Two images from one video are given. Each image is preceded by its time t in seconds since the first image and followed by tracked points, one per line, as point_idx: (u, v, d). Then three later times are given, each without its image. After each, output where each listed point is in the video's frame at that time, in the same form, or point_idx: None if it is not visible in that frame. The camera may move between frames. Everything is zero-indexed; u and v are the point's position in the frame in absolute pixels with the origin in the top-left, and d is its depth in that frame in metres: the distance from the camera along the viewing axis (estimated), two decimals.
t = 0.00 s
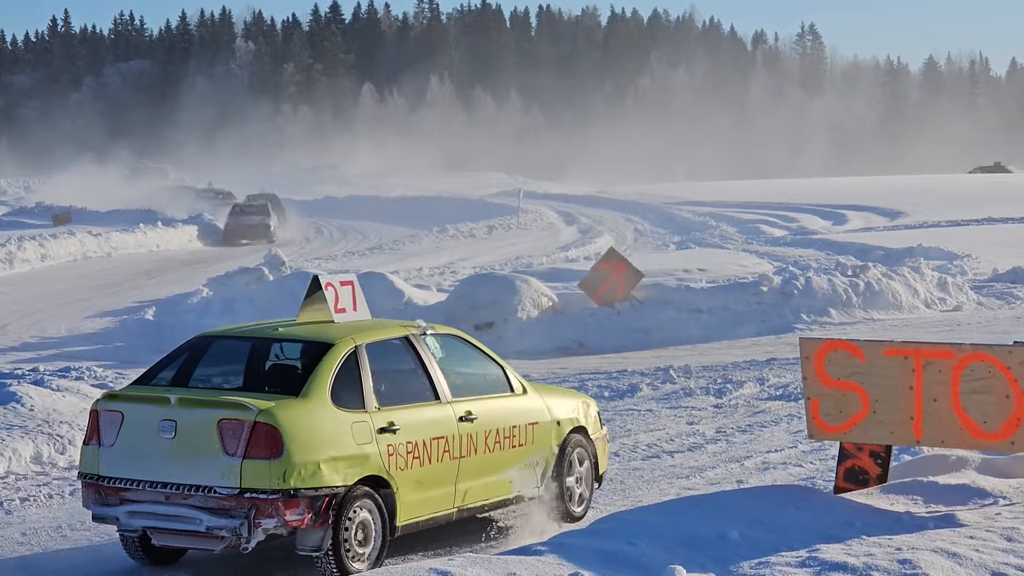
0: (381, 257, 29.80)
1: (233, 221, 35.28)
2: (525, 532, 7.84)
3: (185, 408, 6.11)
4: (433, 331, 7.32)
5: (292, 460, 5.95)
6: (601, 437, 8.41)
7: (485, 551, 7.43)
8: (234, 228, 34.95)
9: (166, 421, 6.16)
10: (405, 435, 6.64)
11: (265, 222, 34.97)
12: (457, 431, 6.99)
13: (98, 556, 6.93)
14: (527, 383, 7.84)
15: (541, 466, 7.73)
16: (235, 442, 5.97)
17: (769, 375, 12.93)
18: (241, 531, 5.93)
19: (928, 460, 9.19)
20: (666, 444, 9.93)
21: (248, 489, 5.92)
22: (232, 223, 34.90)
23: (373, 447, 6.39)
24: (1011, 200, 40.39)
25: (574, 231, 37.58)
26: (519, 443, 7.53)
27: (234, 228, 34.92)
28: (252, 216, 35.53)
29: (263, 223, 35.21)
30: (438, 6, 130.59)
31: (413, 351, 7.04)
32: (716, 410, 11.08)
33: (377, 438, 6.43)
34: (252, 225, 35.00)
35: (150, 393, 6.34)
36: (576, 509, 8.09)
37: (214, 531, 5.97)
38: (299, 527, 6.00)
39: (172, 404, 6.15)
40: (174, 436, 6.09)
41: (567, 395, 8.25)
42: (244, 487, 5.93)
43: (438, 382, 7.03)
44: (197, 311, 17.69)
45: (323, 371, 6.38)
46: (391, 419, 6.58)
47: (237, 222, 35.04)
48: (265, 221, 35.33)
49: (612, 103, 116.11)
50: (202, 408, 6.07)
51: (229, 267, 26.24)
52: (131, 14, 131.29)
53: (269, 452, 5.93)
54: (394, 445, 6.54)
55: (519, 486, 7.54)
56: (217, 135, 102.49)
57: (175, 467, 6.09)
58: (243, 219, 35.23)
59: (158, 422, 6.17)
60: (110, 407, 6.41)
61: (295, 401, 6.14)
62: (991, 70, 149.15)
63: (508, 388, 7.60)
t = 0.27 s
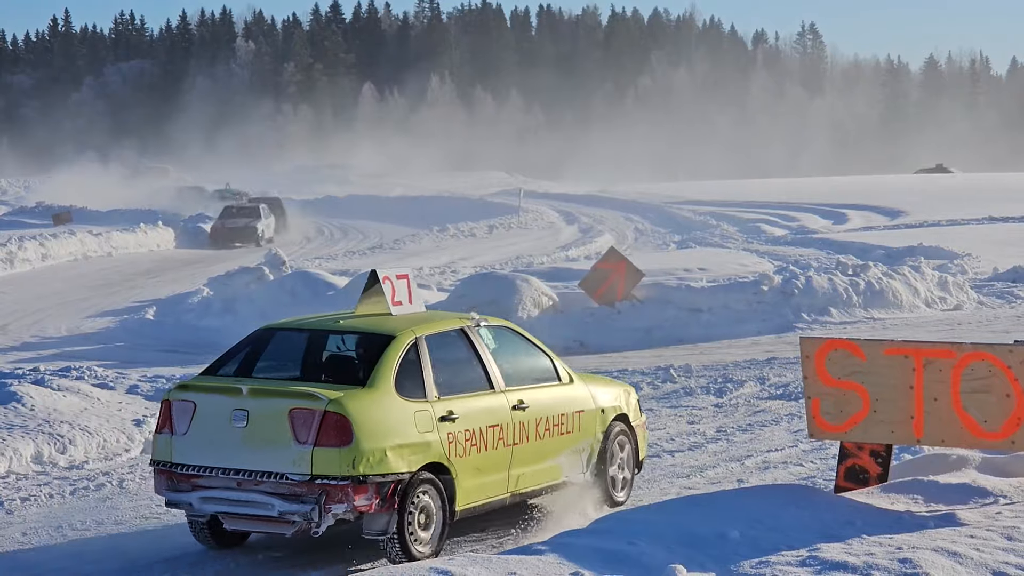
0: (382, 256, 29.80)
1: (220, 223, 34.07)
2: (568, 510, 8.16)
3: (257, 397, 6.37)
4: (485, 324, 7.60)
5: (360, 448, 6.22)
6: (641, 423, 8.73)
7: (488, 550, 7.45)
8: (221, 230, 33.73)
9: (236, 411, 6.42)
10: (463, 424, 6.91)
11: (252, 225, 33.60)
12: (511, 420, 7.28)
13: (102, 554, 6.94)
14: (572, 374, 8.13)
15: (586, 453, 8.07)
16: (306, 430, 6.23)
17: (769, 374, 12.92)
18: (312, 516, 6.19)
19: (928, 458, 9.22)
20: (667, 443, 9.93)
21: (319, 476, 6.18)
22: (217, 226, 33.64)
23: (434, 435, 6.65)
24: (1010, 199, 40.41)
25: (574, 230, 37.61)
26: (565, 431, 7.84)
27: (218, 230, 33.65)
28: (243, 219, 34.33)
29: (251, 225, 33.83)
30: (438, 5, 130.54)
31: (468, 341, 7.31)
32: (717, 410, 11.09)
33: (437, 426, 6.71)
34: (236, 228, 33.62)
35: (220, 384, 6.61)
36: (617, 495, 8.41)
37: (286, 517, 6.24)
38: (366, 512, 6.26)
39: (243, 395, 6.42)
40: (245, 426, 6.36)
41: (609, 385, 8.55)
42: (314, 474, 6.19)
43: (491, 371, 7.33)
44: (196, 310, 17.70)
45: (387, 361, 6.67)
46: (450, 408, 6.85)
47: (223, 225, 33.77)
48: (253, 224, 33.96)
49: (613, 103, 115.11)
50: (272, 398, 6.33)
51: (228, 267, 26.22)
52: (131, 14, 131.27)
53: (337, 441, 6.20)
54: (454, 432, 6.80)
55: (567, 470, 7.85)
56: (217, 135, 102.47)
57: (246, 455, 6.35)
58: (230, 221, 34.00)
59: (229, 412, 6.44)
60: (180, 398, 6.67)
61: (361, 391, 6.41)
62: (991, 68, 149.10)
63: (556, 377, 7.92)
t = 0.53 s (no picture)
0: (384, 255, 29.76)
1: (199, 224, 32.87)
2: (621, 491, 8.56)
3: (337, 384, 6.76)
4: (545, 315, 7.98)
5: (435, 435, 6.60)
6: (685, 409, 9.08)
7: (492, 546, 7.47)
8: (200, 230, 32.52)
9: (315, 399, 6.80)
10: (527, 411, 7.27)
11: (230, 225, 32.30)
12: (570, 408, 7.65)
13: (110, 550, 6.96)
14: (625, 364, 8.52)
15: (637, 439, 8.43)
16: (384, 417, 6.62)
17: (772, 373, 12.91)
18: (390, 498, 6.60)
19: (931, 457, 9.20)
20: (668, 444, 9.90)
21: (396, 461, 6.58)
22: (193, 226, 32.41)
23: (501, 422, 7.03)
24: (1012, 198, 40.29)
25: (575, 229, 37.60)
26: (618, 418, 8.18)
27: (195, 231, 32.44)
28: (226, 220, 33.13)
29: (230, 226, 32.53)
30: (439, 5, 130.69)
31: (529, 331, 7.70)
32: (719, 409, 11.07)
33: (505, 413, 7.09)
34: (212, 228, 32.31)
35: (299, 372, 6.99)
36: (665, 478, 8.77)
37: (364, 498, 6.64)
38: (441, 494, 6.65)
39: (323, 383, 6.81)
40: (324, 413, 6.75)
41: (656, 372, 8.91)
42: (392, 459, 6.58)
43: (551, 362, 7.71)
44: (197, 309, 17.68)
45: (456, 351, 7.07)
46: (515, 396, 7.22)
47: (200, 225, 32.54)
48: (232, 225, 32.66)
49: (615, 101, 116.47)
50: (351, 386, 6.71)
51: (229, 266, 26.15)
52: (133, 13, 131.42)
53: (415, 427, 6.57)
54: (519, 419, 7.18)
55: (620, 454, 8.23)
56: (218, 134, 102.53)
57: (326, 441, 6.75)
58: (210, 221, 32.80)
59: (309, 399, 6.83)
60: (261, 385, 7.07)
61: (434, 379, 6.80)
62: (994, 68, 148.98)
63: (609, 366, 8.29)
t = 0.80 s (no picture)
0: (388, 254, 29.77)
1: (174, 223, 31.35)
2: (677, 469, 8.95)
3: (415, 371, 7.26)
4: (606, 304, 8.43)
5: (509, 417, 7.08)
6: (736, 392, 9.49)
7: (496, 545, 7.53)
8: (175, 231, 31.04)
9: (394, 385, 7.29)
10: (593, 395, 7.74)
11: (207, 227, 30.76)
12: (632, 391, 8.11)
13: (119, 546, 7.02)
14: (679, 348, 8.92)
15: (693, 421, 8.86)
16: (461, 400, 7.10)
17: (778, 371, 12.92)
18: (468, 477, 7.07)
19: (935, 456, 9.19)
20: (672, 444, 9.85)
21: (472, 442, 7.06)
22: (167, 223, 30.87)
23: (570, 403, 7.50)
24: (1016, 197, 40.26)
25: (580, 228, 37.63)
26: (674, 401, 8.61)
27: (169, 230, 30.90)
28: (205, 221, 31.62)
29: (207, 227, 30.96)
30: (443, 5, 130.78)
31: (592, 318, 8.15)
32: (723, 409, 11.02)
33: (573, 396, 7.55)
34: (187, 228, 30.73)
35: (378, 361, 7.50)
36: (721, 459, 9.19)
37: (443, 478, 7.13)
38: (515, 474, 7.14)
39: (401, 369, 7.29)
40: (403, 398, 7.23)
41: (709, 357, 9.33)
42: (468, 440, 7.07)
43: (613, 346, 8.16)
44: (202, 308, 17.67)
45: (527, 337, 7.54)
46: (582, 380, 7.69)
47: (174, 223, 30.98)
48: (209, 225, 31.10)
49: (619, 101, 117.23)
50: (430, 372, 7.21)
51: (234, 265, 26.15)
52: (136, 12, 131.45)
53: (490, 410, 7.05)
54: (586, 402, 7.65)
55: (678, 436, 8.65)
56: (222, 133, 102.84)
57: (407, 423, 7.23)
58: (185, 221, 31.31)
59: (388, 385, 7.32)
60: (341, 372, 7.57)
61: (507, 365, 7.28)
62: (998, 67, 149.02)
63: (667, 351, 8.72)
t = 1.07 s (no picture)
0: (396, 253, 29.81)
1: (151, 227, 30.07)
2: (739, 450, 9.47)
3: (497, 354, 7.84)
4: (675, 291, 8.97)
5: (588, 397, 7.64)
6: (795, 376, 10.00)
7: (506, 544, 7.58)
8: (152, 235, 29.72)
9: (478, 367, 7.89)
10: (664, 376, 8.29)
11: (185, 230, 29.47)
12: (700, 373, 8.65)
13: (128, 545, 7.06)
14: (743, 335, 9.44)
15: (756, 403, 9.38)
16: (542, 381, 7.66)
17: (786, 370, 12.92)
18: (549, 454, 7.64)
19: (943, 455, 9.17)
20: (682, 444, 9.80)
21: (553, 420, 7.62)
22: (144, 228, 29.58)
23: (644, 384, 8.05)
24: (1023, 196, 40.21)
25: (587, 227, 37.65)
26: (739, 383, 9.13)
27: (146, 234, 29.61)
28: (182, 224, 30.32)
29: (185, 230, 29.68)
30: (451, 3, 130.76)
31: (663, 304, 8.69)
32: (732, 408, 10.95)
33: (646, 377, 8.09)
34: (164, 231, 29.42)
35: (463, 346, 8.08)
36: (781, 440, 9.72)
37: (525, 455, 7.71)
38: (593, 450, 7.70)
39: (485, 352, 7.88)
40: (486, 378, 7.82)
41: (769, 343, 9.85)
42: (549, 418, 7.63)
43: (682, 331, 8.71)
44: (210, 307, 17.71)
45: (602, 323, 8.09)
46: (654, 363, 8.23)
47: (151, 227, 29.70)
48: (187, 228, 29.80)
49: (627, 100, 117.28)
50: (512, 355, 7.79)
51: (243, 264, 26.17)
52: (143, 12, 131.44)
53: (570, 390, 7.60)
54: (658, 384, 8.19)
55: (742, 417, 9.19)
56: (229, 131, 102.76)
57: (490, 403, 7.82)
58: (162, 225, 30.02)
59: (473, 367, 7.91)
60: (427, 357, 8.17)
61: (585, 348, 7.84)
62: (1004, 66, 148.87)
63: (730, 336, 9.25)
